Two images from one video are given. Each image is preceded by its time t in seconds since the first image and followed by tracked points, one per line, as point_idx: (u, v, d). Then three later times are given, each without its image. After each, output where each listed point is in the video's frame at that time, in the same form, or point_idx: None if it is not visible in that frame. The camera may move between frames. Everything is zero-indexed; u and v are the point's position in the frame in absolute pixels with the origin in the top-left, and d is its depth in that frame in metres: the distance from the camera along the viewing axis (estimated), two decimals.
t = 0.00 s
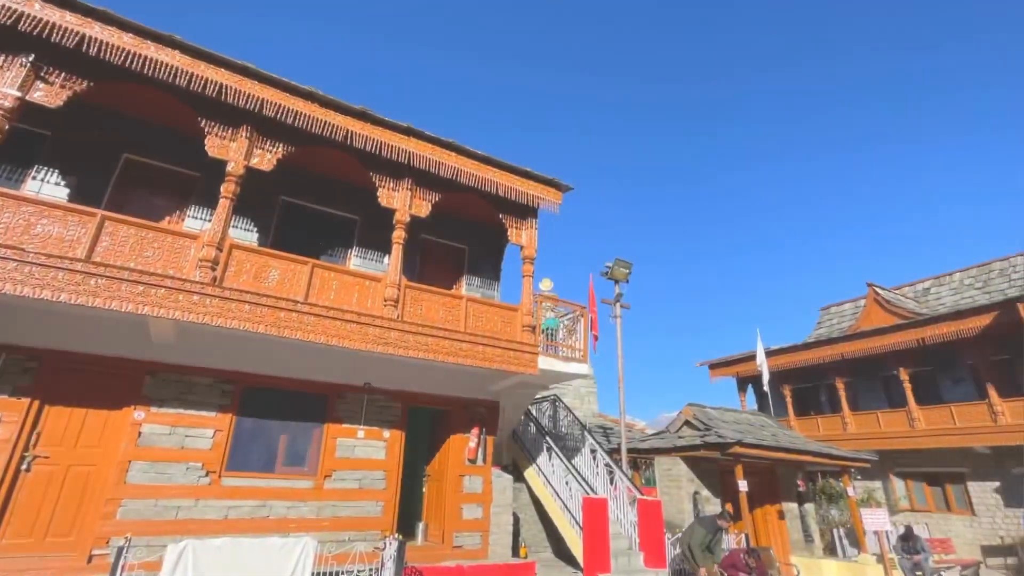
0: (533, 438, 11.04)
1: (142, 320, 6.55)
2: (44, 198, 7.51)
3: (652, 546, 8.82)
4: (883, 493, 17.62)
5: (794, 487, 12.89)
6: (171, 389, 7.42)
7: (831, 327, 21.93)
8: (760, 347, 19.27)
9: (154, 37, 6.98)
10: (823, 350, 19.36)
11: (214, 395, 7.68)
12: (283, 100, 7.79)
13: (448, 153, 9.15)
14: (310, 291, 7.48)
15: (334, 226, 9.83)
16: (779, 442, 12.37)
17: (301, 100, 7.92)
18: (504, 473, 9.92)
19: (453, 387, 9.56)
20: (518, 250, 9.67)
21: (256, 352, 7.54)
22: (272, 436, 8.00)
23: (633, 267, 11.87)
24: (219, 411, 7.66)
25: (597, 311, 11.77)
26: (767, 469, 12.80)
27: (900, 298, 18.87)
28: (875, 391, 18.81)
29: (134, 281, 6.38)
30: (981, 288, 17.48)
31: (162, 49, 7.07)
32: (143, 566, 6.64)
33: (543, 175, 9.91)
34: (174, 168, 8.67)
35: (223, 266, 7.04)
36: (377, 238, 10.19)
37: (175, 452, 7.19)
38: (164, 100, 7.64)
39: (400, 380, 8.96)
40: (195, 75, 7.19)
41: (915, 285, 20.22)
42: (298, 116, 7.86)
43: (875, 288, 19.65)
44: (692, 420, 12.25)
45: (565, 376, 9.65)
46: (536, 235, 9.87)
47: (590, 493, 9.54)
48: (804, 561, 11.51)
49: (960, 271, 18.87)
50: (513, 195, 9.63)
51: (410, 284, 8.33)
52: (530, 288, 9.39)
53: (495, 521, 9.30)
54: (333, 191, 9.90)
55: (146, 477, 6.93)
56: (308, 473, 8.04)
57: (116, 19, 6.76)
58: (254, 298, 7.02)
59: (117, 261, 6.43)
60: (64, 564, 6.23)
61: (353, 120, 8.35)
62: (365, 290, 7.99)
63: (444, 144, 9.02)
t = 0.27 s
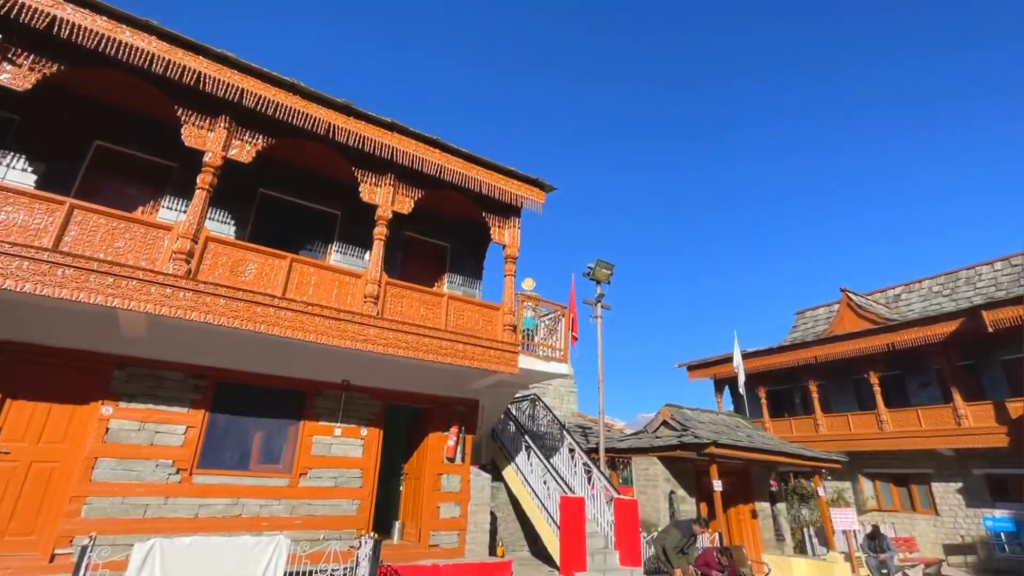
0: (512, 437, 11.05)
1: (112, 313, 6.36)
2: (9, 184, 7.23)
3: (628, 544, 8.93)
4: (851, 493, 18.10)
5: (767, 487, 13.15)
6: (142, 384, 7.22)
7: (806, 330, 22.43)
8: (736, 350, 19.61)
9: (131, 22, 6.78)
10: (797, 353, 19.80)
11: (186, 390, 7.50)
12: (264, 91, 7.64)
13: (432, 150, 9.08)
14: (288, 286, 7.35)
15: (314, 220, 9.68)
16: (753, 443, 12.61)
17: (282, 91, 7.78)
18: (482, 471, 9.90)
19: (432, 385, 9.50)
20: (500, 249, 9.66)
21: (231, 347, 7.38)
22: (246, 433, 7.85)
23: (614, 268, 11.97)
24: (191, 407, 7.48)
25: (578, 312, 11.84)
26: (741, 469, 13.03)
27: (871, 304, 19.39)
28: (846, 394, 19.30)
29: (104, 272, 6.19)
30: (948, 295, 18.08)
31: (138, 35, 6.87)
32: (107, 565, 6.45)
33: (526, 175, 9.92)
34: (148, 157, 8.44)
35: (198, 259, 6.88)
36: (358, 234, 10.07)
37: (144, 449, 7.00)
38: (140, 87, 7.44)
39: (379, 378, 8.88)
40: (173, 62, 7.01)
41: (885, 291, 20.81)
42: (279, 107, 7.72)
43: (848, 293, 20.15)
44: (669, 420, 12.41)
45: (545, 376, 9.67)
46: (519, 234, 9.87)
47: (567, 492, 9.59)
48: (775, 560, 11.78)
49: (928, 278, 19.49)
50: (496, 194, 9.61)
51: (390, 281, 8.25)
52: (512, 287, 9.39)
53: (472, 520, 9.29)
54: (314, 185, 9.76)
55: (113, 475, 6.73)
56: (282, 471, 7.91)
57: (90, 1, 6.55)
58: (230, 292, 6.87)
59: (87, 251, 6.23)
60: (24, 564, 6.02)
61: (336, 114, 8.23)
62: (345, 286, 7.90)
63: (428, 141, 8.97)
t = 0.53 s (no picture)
0: (490, 436, 11.04)
1: (78, 304, 6.15)
2: None
3: (603, 543, 9.01)
4: (820, 493, 18.58)
5: (740, 487, 13.42)
6: (109, 378, 7.01)
7: (780, 334, 22.94)
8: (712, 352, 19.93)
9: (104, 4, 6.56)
10: (770, 356, 20.22)
11: (156, 385, 7.31)
12: (242, 80, 7.47)
13: (415, 146, 9.01)
14: (264, 280, 7.21)
15: (293, 214, 9.51)
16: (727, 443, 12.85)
17: (262, 81, 7.62)
18: (459, 470, 9.87)
19: (410, 383, 9.43)
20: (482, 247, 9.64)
21: (203, 341, 7.20)
22: (218, 430, 7.68)
23: (595, 269, 12.06)
24: (161, 402, 7.29)
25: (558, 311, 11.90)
26: (715, 469, 13.27)
27: (843, 309, 19.92)
28: (817, 396, 19.79)
29: (71, 262, 5.98)
30: (915, 302, 18.68)
31: (111, 18, 6.66)
32: (68, 565, 6.25)
33: (509, 174, 9.91)
34: (120, 144, 8.18)
35: (171, 251, 6.69)
36: (337, 229, 9.93)
37: (110, 445, 6.79)
38: (113, 71, 7.21)
39: (356, 375, 8.77)
40: (148, 47, 6.81)
41: (856, 297, 21.40)
42: (258, 98, 7.56)
43: (821, 298, 20.66)
44: (646, 420, 12.56)
45: (524, 375, 9.70)
46: (501, 233, 9.86)
47: (544, 491, 9.63)
48: (745, 559, 12.05)
49: (897, 285, 20.11)
50: (479, 192, 9.58)
51: (369, 277, 8.16)
52: (493, 286, 9.38)
53: (448, 518, 9.26)
54: (293, 178, 9.59)
55: (77, 472, 6.52)
56: (255, 468, 7.76)
57: None
58: (203, 284, 6.70)
59: (53, 240, 6.02)
60: None
61: (317, 106, 8.10)
62: (323, 281, 7.78)
63: (411, 136, 8.89)
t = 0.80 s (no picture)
0: (466, 434, 11.01)
1: (40, 294, 5.92)
2: None
3: (577, 541, 9.08)
4: (788, 493, 19.04)
5: (712, 486, 13.65)
6: (71, 371, 6.77)
7: (754, 337, 23.41)
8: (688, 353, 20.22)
9: None
10: (744, 358, 20.62)
11: (121, 378, 7.09)
12: (219, 67, 7.29)
13: (396, 141, 8.91)
14: (237, 273, 7.04)
15: (269, 206, 9.32)
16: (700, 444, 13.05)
17: (239, 69, 7.44)
18: (435, 468, 9.82)
19: (386, 380, 9.33)
20: (462, 245, 9.60)
21: (173, 334, 7.01)
22: (186, 425, 7.49)
23: (575, 269, 12.12)
24: (127, 396, 7.07)
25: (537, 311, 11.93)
26: (688, 469, 13.47)
27: (814, 314, 20.43)
28: (788, 398, 20.27)
29: (33, 250, 5.75)
30: (883, 308, 19.27)
31: None
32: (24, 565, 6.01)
33: (491, 172, 9.89)
34: (88, 129, 7.90)
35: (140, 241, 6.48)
36: (315, 223, 9.77)
37: (71, 441, 6.56)
38: (83, 53, 6.96)
39: (331, 371, 8.64)
40: (120, 30, 6.58)
41: (827, 302, 21.98)
42: (236, 86, 7.39)
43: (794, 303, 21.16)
44: (622, 420, 12.68)
45: (501, 374, 9.69)
46: (481, 231, 9.84)
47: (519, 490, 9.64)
48: (716, 557, 12.46)
49: (866, 292, 20.72)
50: (460, 189, 9.53)
51: (347, 272, 8.04)
52: (473, 284, 9.35)
53: (422, 517, 9.20)
54: (270, 169, 9.40)
55: (35, 468, 6.28)
56: (224, 465, 7.58)
57: None
58: (173, 276, 6.51)
59: (14, 226, 5.78)
60: None
61: (296, 98, 7.95)
62: (299, 275, 7.64)
63: (392, 131, 8.79)
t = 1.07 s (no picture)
0: (442, 433, 10.95)
1: None
2: None
3: (550, 539, 9.11)
4: (757, 493, 19.49)
5: (683, 486, 13.89)
6: (29, 363, 6.50)
7: (727, 340, 23.88)
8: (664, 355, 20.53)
9: None
10: (718, 360, 21.02)
11: (83, 371, 6.84)
12: (194, 53, 7.09)
13: (376, 135, 8.79)
14: (209, 264, 6.86)
15: (243, 197, 9.11)
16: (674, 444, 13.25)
17: (215, 56, 7.25)
18: (409, 466, 9.75)
19: (361, 377, 9.22)
20: (442, 242, 9.54)
21: (139, 327, 6.79)
22: (151, 420, 7.27)
23: (555, 269, 12.16)
24: (89, 390, 6.83)
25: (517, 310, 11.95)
26: (661, 469, 13.67)
27: (786, 318, 20.95)
28: (759, 400, 20.74)
29: None
30: (851, 314, 19.87)
31: None
32: None
33: (473, 169, 9.85)
34: (53, 111, 7.59)
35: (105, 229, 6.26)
36: (291, 215, 9.59)
37: (28, 435, 6.30)
38: (49, 32, 6.69)
39: (305, 367, 8.50)
40: (89, 9, 6.34)
41: (799, 307, 22.55)
42: (211, 73, 7.19)
43: (766, 307, 21.65)
44: (597, 420, 12.78)
45: (478, 372, 9.66)
46: (461, 229, 9.79)
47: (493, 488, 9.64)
48: (685, 555, 12.77)
49: (836, 298, 21.33)
50: (440, 186, 9.45)
51: (323, 267, 7.91)
52: (451, 282, 9.30)
53: (395, 515, 9.13)
54: (245, 159, 9.19)
55: None
56: (191, 461, 7.38)
57: None
58: (141, 266, 6.30)
59: None
60: None
61: (274, 87, 7.78)
62: (274, 269, 7.49)
63: (373, 125, 8.67)
